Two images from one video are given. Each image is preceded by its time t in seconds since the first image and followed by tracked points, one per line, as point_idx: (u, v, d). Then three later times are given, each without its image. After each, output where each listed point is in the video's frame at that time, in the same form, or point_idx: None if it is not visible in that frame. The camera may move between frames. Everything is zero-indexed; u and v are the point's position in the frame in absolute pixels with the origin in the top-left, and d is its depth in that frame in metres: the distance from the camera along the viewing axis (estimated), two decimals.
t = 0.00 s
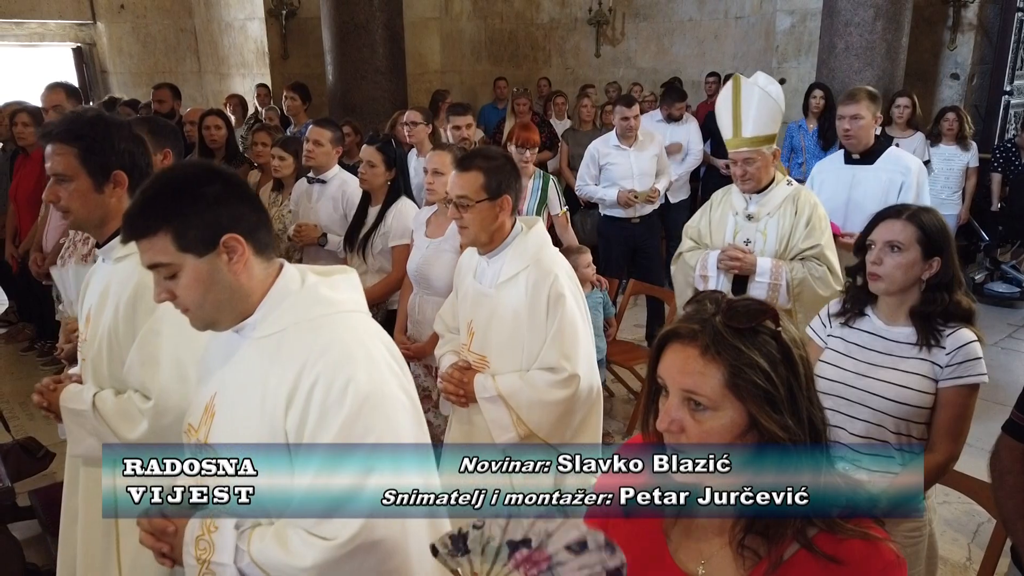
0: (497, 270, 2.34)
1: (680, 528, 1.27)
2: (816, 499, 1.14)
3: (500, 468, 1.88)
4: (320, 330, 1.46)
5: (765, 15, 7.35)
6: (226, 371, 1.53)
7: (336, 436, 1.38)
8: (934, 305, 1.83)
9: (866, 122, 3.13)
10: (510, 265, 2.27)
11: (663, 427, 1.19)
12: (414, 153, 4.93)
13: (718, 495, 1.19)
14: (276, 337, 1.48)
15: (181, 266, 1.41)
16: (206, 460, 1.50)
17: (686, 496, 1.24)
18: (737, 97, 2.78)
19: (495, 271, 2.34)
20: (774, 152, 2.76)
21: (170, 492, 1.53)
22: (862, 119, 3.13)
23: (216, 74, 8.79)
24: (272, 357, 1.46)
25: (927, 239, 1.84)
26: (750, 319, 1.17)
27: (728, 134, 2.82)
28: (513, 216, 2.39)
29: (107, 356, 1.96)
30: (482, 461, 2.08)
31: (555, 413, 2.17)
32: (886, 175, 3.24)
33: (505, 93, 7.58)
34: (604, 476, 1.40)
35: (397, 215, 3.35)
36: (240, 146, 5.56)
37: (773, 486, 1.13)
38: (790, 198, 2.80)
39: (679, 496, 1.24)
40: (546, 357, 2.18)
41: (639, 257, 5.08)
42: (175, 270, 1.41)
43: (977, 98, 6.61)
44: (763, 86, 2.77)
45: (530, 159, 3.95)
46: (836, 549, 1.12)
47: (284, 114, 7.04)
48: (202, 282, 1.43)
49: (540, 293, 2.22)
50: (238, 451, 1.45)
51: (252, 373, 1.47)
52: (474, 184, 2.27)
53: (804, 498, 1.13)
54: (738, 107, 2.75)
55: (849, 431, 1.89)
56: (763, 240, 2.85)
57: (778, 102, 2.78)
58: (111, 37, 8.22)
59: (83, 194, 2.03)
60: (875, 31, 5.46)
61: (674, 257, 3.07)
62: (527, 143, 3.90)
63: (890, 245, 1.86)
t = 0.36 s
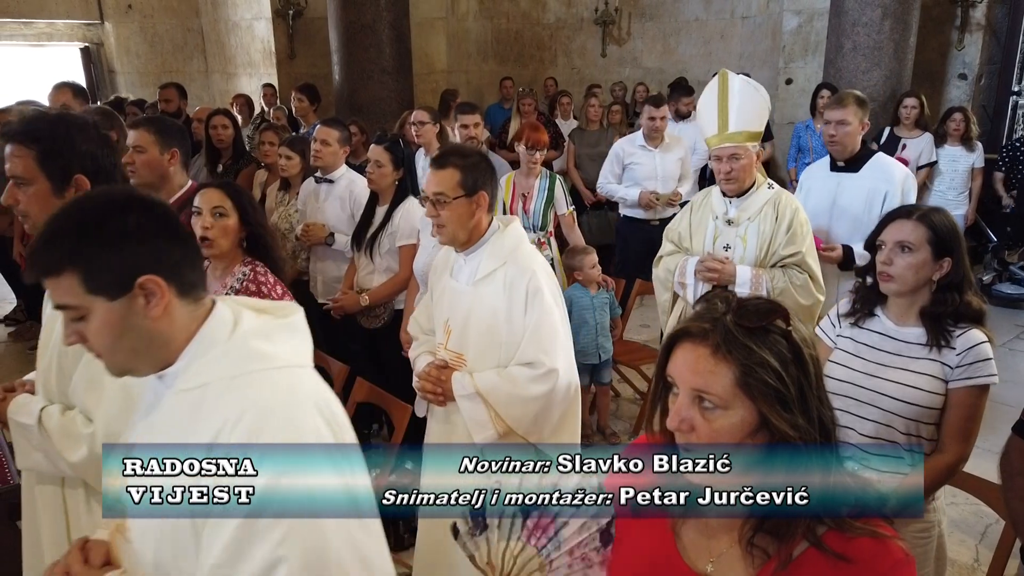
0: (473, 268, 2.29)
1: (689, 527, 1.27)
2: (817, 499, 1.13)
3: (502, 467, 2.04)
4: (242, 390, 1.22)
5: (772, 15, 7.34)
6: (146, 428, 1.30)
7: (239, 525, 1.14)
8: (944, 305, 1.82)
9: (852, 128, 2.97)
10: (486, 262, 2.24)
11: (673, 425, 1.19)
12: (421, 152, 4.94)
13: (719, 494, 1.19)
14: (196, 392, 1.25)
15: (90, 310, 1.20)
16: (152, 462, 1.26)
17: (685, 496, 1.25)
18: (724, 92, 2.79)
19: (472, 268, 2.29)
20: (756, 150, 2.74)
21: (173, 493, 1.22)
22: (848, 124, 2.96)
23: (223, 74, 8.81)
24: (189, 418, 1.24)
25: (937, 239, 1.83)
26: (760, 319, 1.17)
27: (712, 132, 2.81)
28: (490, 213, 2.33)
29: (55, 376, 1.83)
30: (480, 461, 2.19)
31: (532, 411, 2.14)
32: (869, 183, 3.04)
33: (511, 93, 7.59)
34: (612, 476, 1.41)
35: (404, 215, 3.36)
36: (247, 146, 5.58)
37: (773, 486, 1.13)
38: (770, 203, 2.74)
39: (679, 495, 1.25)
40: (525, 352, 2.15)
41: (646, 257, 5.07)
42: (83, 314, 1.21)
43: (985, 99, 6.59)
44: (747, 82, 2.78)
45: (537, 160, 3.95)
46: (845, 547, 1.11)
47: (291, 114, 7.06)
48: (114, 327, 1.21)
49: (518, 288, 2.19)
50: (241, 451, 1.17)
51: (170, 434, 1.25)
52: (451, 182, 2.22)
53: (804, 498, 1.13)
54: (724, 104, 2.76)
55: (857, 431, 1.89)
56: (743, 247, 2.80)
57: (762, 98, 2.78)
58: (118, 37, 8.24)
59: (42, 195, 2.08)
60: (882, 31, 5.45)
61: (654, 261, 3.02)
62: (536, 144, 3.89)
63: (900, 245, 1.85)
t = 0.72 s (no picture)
0: (456, 270, 2.27)
1: (702, 525, 1.27)
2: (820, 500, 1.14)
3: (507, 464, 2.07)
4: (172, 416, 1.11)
5: (779, 14, 7.34)
6: (68, 445, 1.19)
7: (137, 564, 1.04)
8: (957, 305, 1.82)
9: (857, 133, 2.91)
10: (469, 263, 2.22)
11: (685, 421, 1.19)
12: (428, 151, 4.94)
13: (719, 495, 1.21)
14: (117, 415, 1.13)
15: None
16: (127, 460, 1.08)
17: (685, 497, 1.27)
18: (717, 99, 2.76)
19: (455, 269, 2.27)
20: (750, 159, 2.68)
21: (170, 493, 1.07)
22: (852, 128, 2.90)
23: (230, 73, 8.83)
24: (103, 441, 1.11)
25: (949, 238, 1.82)
26: (776, 317, 1.16)
27: (704, 138, 2.75)
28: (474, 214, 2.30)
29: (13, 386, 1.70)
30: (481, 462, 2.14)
31: (518, 413, 2.13)
32: (868, 194, 2.95)
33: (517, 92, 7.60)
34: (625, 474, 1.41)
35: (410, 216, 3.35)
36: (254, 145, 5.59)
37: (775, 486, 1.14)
38: (759, 214, 2.67)
39: (678, 496, 1.26)
40: (509, 354, 2.13)
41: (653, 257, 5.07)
42: None
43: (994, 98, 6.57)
44: (739, 88, 2.76)
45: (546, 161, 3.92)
46: (859, 547, 1.12)
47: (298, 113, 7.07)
48: (21, 338, 1.07)
49: (502, 289, 2.17)
50: (237, 448, 1.14)
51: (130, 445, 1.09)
52: (438, 179, 2.19)
53: (804, 498, 1.13)
54: (717, 109, 2.72)
55: (869, 431, 1.90)
56: (727, 259, 2.70)
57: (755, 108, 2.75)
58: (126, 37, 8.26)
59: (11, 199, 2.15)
60: (891, 31, 5.43)
61: (643, 269, 3.00)
62: (548, 147, 3.88)
63: (913, 245, 1.84)
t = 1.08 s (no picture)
0: (447, 280, 2.22)
1: (714, 526, 1.27)
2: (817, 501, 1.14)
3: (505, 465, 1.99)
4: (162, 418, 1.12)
5: (786, 14, 7.33)
6: (48, 442, 1.19)
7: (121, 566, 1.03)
8: (970, 307, 1.81)
9: (853, 139, 2.78)
10: (462, 275, 2.16)
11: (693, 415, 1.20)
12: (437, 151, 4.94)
13: (718, 494, 1.23)
14: (100, 413, 1.12)
15: None
16: (127, 460, 1.06)
17: (686, 496, 1.28)
18: (717, 97, 2.67)
19: (447, 280, 2.21)
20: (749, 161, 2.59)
21: (171, 493, 1.08)
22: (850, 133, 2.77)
23: (238, 73, 8.84)
24: (85, 440, 1.11)
25: (962, 240, 1.81)
26: (789, 318, 1.16)
27: (700, 136, 2.67)
28: (468, 224, 2.24)
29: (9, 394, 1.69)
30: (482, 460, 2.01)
31: (507, 432, 2.06)
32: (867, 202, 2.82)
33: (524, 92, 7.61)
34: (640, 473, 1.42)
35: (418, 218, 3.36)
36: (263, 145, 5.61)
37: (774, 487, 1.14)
38: (752, 223, 2.56)
39: (678, 495, 1.28)
40: (499, 371, 2.07)
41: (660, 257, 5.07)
42: None
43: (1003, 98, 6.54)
44: (741, 87, 2.66)
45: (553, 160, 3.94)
46: (873, 548, 1.11)
47: (305, 113, 7.09)
48: (8, 334, 1.07)
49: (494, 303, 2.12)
50: (236, 449, 1.17)
51: (132, 445, 1.08)
52: (428, 190, 2.10)
53: (804, 498, 1.14)
54: (716, 108, 2.63)
55: (882, 431, 1.91)
56: (715, 268, 2.62)
57: (757, 109, 2.66)
58: (134, 37, 8.30)
59: None
60: (899, 31, 5.42)
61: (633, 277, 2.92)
62: (557, 147, 3.87)
63: (925, 245, 1.84)
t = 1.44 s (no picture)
0: (441, 291, 2.06)
1: (726, 526, 1.28)
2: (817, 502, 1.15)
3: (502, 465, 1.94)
4: (158, 403, 1.12)
5: (794, 14, 7.32)
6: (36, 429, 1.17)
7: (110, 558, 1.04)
8: (981, 307, 1.81)
9: (832, 144, 2.75)
10: (455, 286, 2.00)
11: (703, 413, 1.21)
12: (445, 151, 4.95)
13: (718, 494, 1.25)
14: (92, 398, 1.12)
15: None
16: (127, 459, 1.05)
17: (685, 496, 1.30)
18: (708, 98, 2.52)
19: (440, 289, 2.05)
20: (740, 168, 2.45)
21: (171, 493, 1.08)
22: (828, 140, 2.74)
23: (244, 73, 8.86)
24: (77, 424, 1.11)
25: (973, 240, 1.81)
26: (799, 317, 1.16)
27: (690, 140, 2.52)
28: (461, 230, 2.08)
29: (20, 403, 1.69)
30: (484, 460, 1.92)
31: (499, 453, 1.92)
32: (851, 208, 2.80)
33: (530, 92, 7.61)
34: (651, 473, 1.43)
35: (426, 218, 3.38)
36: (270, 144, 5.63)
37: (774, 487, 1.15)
38: (745, 231, 2.43)
39: (678, 496, 1.29)
40: (492, 388, 1.93)
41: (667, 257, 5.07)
42: None
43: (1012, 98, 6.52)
44: (734, 88, 2.52)
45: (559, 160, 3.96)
46: (887, 549, 1.11)
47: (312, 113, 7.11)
48: (8, 314, 1.08)
49: (487, 316, 1.96)
50: (235, 450, 1.20)
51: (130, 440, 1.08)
52: (406, 209, 1.91)
53: (803, 498, 1.15)
54: (707, 111, 2.49)
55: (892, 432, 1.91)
56: (708, 278, 2.49)
57: (751, 112, 2.52)
58: (142, 37, 8.32)
59: None
60: (907, 31, 5.41)
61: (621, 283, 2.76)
62: (563, 146, 3.89)
63: (936, 245, 1.84)
